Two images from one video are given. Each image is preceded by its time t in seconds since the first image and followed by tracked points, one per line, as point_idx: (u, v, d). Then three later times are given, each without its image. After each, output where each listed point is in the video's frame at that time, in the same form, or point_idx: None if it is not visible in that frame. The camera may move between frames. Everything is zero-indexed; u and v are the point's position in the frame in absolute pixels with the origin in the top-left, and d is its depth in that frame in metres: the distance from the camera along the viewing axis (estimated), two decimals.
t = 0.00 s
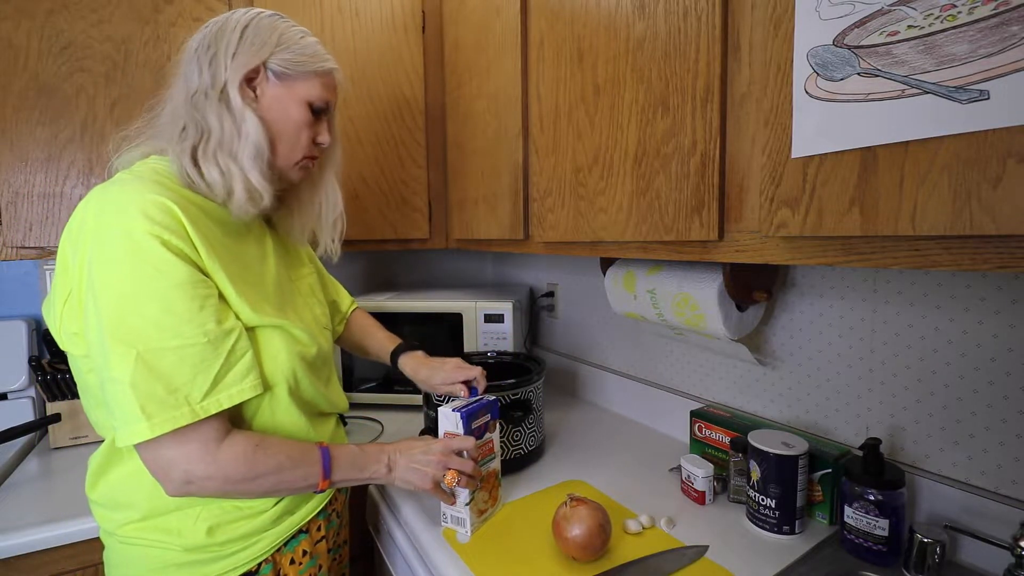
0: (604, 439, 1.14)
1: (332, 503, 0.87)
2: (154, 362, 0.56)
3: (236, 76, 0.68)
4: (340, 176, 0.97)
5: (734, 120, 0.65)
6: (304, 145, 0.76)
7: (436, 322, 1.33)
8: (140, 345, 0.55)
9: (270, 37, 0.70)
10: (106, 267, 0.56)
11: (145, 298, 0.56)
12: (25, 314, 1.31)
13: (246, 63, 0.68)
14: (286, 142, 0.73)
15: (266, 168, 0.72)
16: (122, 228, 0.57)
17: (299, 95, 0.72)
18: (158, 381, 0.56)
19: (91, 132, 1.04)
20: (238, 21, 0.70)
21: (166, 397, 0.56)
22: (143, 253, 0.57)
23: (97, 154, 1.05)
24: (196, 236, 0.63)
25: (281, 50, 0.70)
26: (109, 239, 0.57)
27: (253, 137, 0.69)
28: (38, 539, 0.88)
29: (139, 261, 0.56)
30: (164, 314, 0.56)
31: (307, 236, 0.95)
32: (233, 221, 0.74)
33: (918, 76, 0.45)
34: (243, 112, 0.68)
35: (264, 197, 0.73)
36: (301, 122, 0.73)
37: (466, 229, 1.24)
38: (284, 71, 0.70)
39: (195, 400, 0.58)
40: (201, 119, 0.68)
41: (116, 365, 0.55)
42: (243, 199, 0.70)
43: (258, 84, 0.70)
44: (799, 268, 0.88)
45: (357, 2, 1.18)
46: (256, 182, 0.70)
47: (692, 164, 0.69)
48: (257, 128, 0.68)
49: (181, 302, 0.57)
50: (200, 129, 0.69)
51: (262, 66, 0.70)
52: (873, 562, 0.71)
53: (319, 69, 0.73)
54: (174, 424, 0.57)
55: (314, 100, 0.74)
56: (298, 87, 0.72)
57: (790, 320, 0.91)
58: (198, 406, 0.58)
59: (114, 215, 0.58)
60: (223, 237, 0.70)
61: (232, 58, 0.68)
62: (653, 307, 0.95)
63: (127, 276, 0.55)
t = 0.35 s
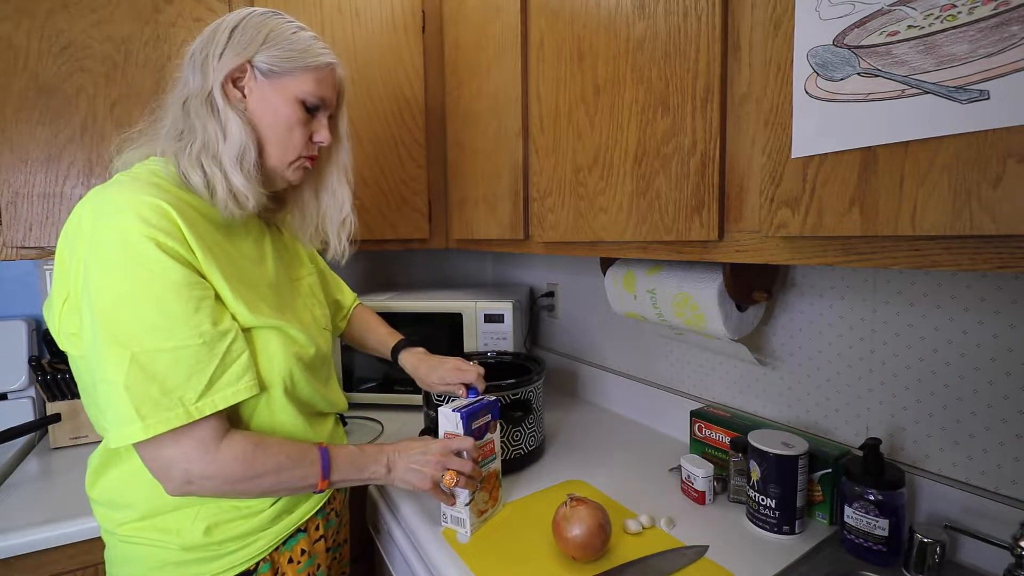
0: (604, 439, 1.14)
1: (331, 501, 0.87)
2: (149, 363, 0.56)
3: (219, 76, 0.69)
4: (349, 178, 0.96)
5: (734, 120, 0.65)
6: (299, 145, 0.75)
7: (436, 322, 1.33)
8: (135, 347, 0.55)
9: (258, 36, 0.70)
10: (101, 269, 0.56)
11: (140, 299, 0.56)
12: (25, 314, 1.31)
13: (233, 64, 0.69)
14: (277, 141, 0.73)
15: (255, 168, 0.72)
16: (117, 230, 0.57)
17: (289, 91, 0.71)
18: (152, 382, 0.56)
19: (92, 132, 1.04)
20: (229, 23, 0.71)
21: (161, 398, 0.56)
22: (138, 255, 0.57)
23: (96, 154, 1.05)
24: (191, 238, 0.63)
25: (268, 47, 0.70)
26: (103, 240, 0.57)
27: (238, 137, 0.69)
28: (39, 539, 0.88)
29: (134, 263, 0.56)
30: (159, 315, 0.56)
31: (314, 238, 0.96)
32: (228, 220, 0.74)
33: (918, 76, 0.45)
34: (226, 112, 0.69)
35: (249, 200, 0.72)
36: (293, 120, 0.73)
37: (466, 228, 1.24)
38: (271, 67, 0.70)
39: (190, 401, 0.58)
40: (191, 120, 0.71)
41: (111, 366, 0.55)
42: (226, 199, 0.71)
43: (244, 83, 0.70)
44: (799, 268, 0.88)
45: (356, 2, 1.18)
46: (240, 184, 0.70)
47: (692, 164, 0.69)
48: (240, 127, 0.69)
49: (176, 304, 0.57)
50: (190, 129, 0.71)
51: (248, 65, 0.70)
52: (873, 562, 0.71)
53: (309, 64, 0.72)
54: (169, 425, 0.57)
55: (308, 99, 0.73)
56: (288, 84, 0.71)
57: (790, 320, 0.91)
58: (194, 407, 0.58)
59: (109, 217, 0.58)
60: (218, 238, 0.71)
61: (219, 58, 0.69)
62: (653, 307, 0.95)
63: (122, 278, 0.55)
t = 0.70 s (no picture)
0: (604, 439, 1.14)
1: (332, 498, 0.87)
2: (147, 364, 0.56)
3: (216, 79, 0.69)
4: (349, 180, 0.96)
5: (734, 120, 0.65)
6: (294, 147, 0.75)
7: (436, 322, 1.33)
8: (133, 347, 0.55)
9: (255, 38, 0.70)
10: (99, 271, 0.56)
11: (137, 301, 0.56)
12: (25, 314, 1.31)
13: (230, 67, 0.69)
14: (274, 143, 0.73)
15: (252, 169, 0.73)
16: (114, 232, 0.57)
17: (285, 94, 0.71)
18: (150, 382, 0.56)
19: (92, 132, 1.04)
20: (227, 25, 0.71)
21: (161, 398, 0.56)
22: (135, 257, 0.57)
23: (97, 154, 1.05)
24: (188, 240, 0.63)
25: (265, 50, 0.70)
26: (101, 242, 0.57)
27: (234, 138, 0.69)
28: (39, 539, 0.88)
29: (131, 265, 0.56)
30: (156, 316, 0.56)
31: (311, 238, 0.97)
32: (224, 221, 0.74)
33: (918, 76, 0.45)
34: (223, 115, 0.69)
35: (246, 201, 0.73)
36: (289, 124, 0.73)
37: (466, 228, 1.24)
38: (267, 71, 0.69)
39: (189, 401, 0.58)
40: (190, 124, 0.71)
41: (109, 367, 0.55)
42: (222, 202, 0.71)
43: (242, 86, 0.70)
44: (799, 268, 0.88)
45: (357, 2, 1.18)
46: (236, 186, 0.71)
47: (692, 164, 0.69)
48: (237, 131, 0.69)
49: (173, 305, 0.57)
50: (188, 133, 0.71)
51: (244, 69, 0.70)
52: (873, 562, 0.71)
53: (306, 67, 0.72)
54: (167, 425, 0.57)
55: (304, 102, 0.73)
56: (284, 86, 0.71)
57: (790, 320, 0.91)
58: (192, 407, 0.58)
59: (106, 219, 0.58)
60: (215, 239, 0.71)
61: (217, 62, 0.69)
62: (653, 307, 0.95)
63: (119, 279, 0.55)
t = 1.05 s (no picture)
0: (604, 439, 1.14)
1: (328, 492, 0.87)
2: (141, 361, 0.56)
3: (208, 85, 0.69)
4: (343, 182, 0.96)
5: (734, 120, 0.65)
6: (287, 150, 0.75)
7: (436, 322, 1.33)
8: (126, 344, 0.56)
9: (246, 44, 0.70)
10: (95, 270, 0.56)
11: (130, 299, 0.56)
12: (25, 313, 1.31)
13: (222, 73, 0.69)
14: (266, 146, 0.73)
15: (244, 173, 0.73)
16: (110, 233, 0.57)
17: (276, 99, 0.72)
18: (143, 378, 0.56)
19: (92, 132, 1.04)
20: (220, 32, 0.71)
21: (155, 394, 0.57)
22: (127, 257, 0.57)
23: (97, 154, 1.05)
24: (182, 240, 0.64)
25: (255, 55, 0.70)
26: (95, 242, 0.57)
27: (225, 142, 0.70)
28: (38, 539, 0.88)
29: (125, 264, 0.56)
30: (148, 314, 0.56)
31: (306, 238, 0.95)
32: (219, 223, 0.74)
33: (918, 76, 0.45)
34: (215, 121, 0.69)
35: (238, 204, 0.73)
36: (280, 128, 0.73)
37: (465, 229, 1.24)
38: (259, 76, 0.70)
39: (182, 397, 0.58)
40: (185, 129, 0.71)
41: (105, 364, 0.56)
42: (214, 204, 0.71)
43: (233, 91, 0.71)
44: (799, 268, 0.88)
45: (357, 2, 1.18)
46: (230, 191, 0.71)
47: (692, 164, 0.69)
48: (228, 135, 0.69)
49: (166, 304, 0.57)
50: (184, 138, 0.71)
51: (236, 75, 0.70)
52: (873, 562, 0.71)
53: (297, 73, 0.72)
54: (160, 420, 0.57)
55: (294, 106, 0.73)
56: (275, 91, 0.71)
57: (789, 321, 0.91)
58: (186, 403, 0.59)
59: (102, 220, 0.58)
60: (210, 239, 0.71)
61: (209, 68, 0.69)
62: (653, 307, 0.95)
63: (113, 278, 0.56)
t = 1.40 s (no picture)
0: (604, 439, 1.14)
1: (316, 492, 0.87)
2: (136, 347, 0.57)
3: (204, 86, 0.70)
4: (342, 180, 0.96)
5: (734, 120, 0.65)
6: (283, 149, 0.75)
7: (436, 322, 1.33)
8: (121, 332, 0.56)
9: (243, 44, 0.70)
10: (92, 259, 0.57)
11: (125, 287, 0.56)
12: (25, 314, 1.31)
13: (220, 74, 0.70)
14: (262, 146, 0.73)
15: (240, 172, 0.73)
16: (106, 223, 0.58)
17: (272, 100, 0.72)
18: (138, 365, 0.56)
19: (92, 132, 1.04)
20: (219, 35, 0.72)
21: (149, 379, 0.57)
22: (123, 247, 0.57)
23: (97, 154, 1.05)
24: (178, 231, 0.64)
25: (251, 56, 0.70)
26: (92, 234, 0.58)
27: (221, 142, 0.70)
28: (38, 539, 0.88)
29: (120, 253, 0.57)
30: (143, 302, 0.57)
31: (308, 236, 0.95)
32: (215, 220, 0.74)
33: (918, 76, 0.45)
34: (212, 122, 0.70)
35: (234, 203, 0.73)
36: (276, 127, 0.73)
37: (465, 228, 1.24)
38: (255, 76, 0.70)
39: (177, 383, 0.58)
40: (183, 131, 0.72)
41: (101, 352, 0.56)
42: (209, 202, 0.71)
43: (231, 91, 0.71)
44: (799, 268, 0.88)
45: (356, 2, 1.18)
46: (225, 190, 0.71)
47: (692, 164, 0.69)
48: (224, 134, 0.70)
49: (160, 292, 0.58)
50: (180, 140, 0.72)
51: (232, 75, 0.70)
52: (873, 562, 0.71)
53: (293, 72, 0.72)
54: (154, 406, 0.57)
55: (291, 105, 0.73)
56: (270, 91, 0.71)
57: (790, 321, 0.91)
58: (180, 389, 0.59)
59: (99, 213, 0.59)
60: (208, 234, 0.71)
61: (207, 70, 0.70)
62: (653, 307, 0.95)
63: (110, 268, 0.56)
